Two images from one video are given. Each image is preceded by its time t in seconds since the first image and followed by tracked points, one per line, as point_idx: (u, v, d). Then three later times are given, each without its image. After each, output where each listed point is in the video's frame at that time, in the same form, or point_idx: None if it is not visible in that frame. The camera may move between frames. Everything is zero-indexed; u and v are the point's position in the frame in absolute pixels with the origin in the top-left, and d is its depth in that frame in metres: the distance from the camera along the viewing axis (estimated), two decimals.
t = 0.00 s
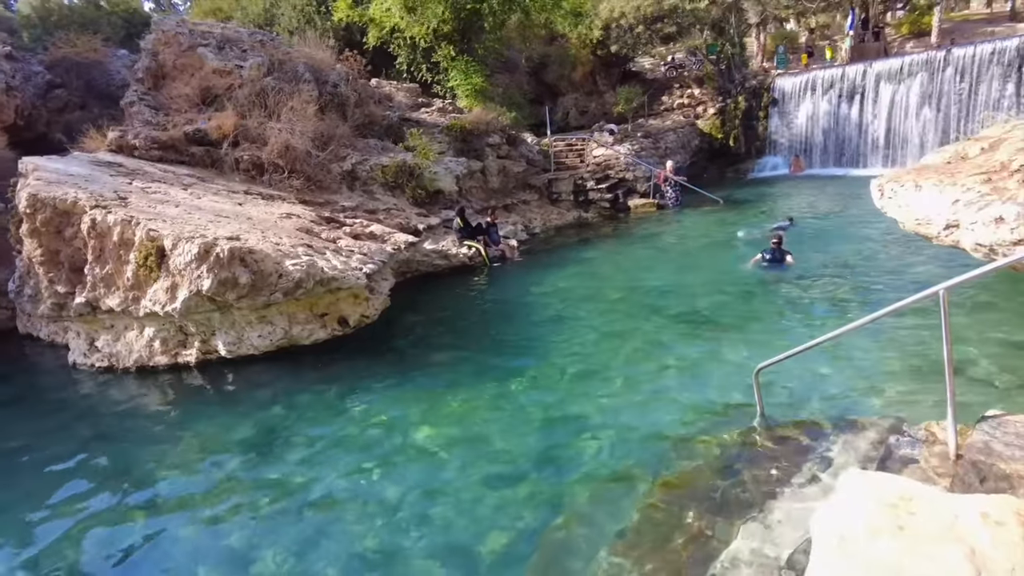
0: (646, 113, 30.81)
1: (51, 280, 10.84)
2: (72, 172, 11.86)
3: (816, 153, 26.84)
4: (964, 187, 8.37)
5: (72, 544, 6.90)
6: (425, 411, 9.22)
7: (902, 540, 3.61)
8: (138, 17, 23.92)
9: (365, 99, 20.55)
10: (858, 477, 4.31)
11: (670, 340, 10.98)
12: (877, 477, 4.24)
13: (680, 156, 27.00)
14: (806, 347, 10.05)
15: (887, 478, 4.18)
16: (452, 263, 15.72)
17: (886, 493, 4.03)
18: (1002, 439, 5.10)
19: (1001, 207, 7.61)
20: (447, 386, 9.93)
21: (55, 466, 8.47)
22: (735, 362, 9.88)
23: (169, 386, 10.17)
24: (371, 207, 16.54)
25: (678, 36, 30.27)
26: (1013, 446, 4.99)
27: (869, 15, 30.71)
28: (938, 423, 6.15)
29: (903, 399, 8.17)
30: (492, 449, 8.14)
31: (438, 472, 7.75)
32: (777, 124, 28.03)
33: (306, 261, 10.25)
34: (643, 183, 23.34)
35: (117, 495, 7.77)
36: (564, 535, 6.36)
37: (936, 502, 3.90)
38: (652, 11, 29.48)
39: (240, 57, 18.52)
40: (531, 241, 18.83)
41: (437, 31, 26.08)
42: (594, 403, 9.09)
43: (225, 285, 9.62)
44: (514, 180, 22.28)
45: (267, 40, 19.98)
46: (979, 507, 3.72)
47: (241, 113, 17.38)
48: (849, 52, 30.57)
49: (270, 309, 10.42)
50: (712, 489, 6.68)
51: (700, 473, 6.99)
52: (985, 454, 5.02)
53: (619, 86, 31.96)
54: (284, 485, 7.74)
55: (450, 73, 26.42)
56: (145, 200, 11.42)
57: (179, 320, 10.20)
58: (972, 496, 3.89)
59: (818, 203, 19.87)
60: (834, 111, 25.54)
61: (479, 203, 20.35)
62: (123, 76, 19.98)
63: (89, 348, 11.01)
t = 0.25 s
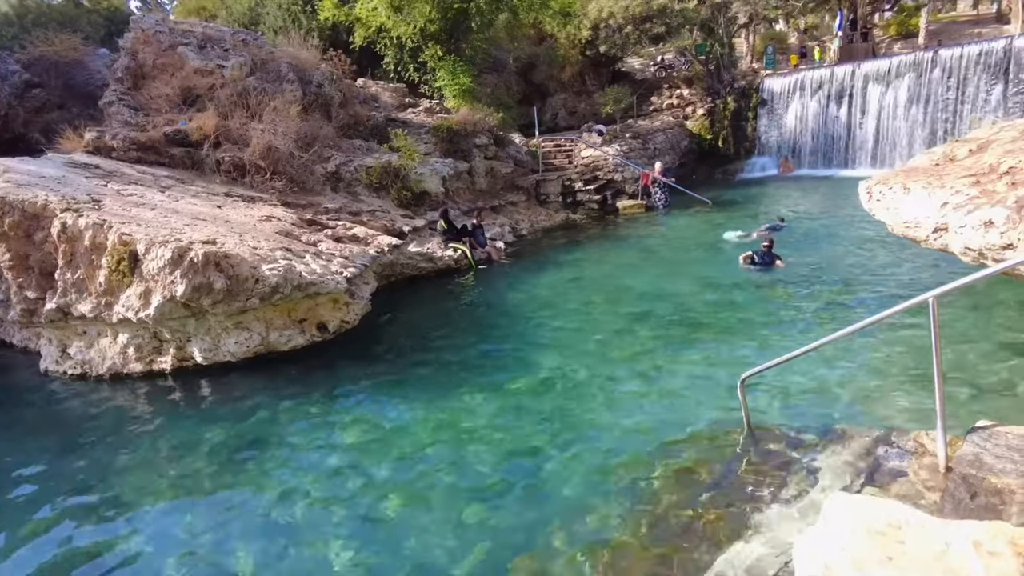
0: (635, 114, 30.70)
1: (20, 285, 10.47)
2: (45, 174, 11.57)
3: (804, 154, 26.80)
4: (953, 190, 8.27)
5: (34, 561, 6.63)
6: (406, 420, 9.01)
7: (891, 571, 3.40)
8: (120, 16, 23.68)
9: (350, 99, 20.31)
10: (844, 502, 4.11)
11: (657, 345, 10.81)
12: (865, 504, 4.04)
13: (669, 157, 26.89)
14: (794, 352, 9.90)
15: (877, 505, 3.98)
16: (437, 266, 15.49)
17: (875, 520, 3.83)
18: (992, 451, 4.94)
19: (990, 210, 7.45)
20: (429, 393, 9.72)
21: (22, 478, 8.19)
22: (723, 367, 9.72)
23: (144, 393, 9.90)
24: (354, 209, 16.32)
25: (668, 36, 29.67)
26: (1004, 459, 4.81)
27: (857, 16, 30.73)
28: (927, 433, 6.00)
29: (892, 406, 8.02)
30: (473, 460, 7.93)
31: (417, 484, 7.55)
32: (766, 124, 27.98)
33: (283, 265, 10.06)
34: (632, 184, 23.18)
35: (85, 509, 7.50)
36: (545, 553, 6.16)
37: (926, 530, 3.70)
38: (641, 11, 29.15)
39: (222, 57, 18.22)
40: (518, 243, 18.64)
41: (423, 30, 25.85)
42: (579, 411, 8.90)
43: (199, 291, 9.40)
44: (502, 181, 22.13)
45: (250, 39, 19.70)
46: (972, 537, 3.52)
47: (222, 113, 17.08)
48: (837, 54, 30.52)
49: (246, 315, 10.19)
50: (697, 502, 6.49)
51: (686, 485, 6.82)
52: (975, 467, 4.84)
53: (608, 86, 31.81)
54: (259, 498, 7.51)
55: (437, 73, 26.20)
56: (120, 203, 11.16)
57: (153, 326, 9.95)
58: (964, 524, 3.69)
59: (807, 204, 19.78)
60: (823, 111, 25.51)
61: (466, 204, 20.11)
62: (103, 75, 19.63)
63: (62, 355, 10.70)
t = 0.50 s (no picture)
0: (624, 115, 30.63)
1: None
2: (18, 177, 11.30)
3: (793, 156, 26.79)
4: (940, 193, 8.19)
5: None
6: (388, 429, 8.82)
7: None
8: (102, 15, 23.38)
9: (335, 100, 20.09)
10: (829, 525, 3.94)
11: (644, 350, 10.67)
12: (849, 525, 3.88)
13: (658, 158, 26.82)
14: (783, 358, 9.77)
15: (860, 527, 3.82)
16: (423, 269, 15.29)
17: (860, 545, 3.67)
18: (981, 463, 4.80)
19: (977, 214, 7.34)
20: (412, 401, 9.53)
21: None
22: (710, 373, 9.59)
23: (119, 402, 9.65)
24: (339, 212, 16.12)
25: (656, 37, 29.56)
26: (993, 472, 4.69)
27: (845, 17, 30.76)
28: (915, 444, 5.88)
29: (881, 413, 7.91)
30: (454, 470, 7.76)
31: (397, 495, 7.36)
32: (755, 126, 27.94)
33: (262, 271, 9.86)
34: (620, 186, 23.07)
35: (55, 522, 7.27)
36: (526, 566, 5.99)
37: (914, 556, 3.54)
38: (630, 12, 29.06)
39: (204, 57, 17.95)
40: (506, 245, 18.47)
41: (411, 31, 25.64)
42: (565, 419, 8.74)
43: (175, 297, 9.18)
44: (490, 184, 21.98)
45: (233, 39, 19.44)
46: (961, 563, 3.38)
47: (204, 114, 16.81)
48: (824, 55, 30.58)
49: (224, 321, 9.97)
50: (682, 513, 6.34)
51: (670, 495, 6.67)
52: (963, 480, 4.72)
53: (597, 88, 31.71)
54: (234, 510, 7.29)
55: (425, 74, 25.98)
56: (95, 207, 10.91)
57: (128, 333, 9.71)
58: (952, 548, 3.55)
59: (795, 206, 19.73)
60: (811, 113, 25.51)
61: (453, 206, 19.82)
62: (84, 75, 19.31)
63: (35, 362, 10.42)
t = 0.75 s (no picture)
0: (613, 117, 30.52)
1: None
2: None
3: (781, 158, 26.74)
4: (927, 198, 8.06)
5: None
6: (367, 440, 8.58)
7: None
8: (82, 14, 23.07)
9: (319, 102, 19.84)
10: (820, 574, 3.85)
11: (630, 357, 10.49)
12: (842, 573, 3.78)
13: (646, 160, 26.69)
14: (770, 364, 9.62)
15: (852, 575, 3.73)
16: (406, 273, 15.07)
17: None
18: (970, 480, 4.64)
19: (964, 220, 7.20)
20: (392, 411, 9.30)
21: None
22: (697, 381, 9.41)
23: (90, 412, 9.36)
24: (321, 215, 15.88)
25: (645, 39, 29.78)
26: (982, 488, 4.52)
27: (832, 19, 30.77)
28: (902, 457, 5.71)
29: (869, 422, 7.76)
30: (433, 484, 7.54)
31: (374, 510, 7.13)
32: (743, 128, 27.87)
33: (237, 277, 9.61)
34: (608, 189, 22.93)
35: (19, 540, 7.00)
36: None
37: None
38: (618, 14, 29.16)
39: (185, 58, 17.64)
40: (492, 249, 18.27)
41: (397, 32, 25.41)
42: (548, 430, 8.54)
43: (146, 305, 8.91)
44: (476, 186, 21.76)
45: (215, 40, 19.14)
46: None
47: (184, 116, 16.51)
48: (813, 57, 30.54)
49: (198, 329, 9.70)
50: (664, 527, 6.15)
51: (653, 510, 6.48)
52: (952, 497, 4.56)
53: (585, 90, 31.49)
54: (204, 526, 7.05)
55: (412, 75, 25.67)
56: (66, 211, 10.61)
57: (99, 341, 9.42)
58: None
59: (784, 209, 19.63)
60: (799, 115, 25.45)
61: (439, 209, 19.66)
62: (62, 76, 18.95)
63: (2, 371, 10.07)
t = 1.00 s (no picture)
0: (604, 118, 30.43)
1: None
2: None
3: (772, 159, 26.68)
4: (917, 201, 7.94)
5: None
6: (349, 449, 8.40)
7: None
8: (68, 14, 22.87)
9: (307, 103, 19.63)
10: None
11: (619, 362, 10.34)
12: None
13: (638, 161, 26.59)
14: (760, 370, 9.49)
15: None
16: (394, 276, 14.89)
17: None
18: (961, 493, 4.51)
19: (954, 223, 7.08)
20: (376, 419, 9.12)
21: None
22: (685, 387, 9.27)
23: (67, 420, 9.14)
24: (308, 217, 15.69)
25: (636, 39, 29.63)
26: (974, 502, 4.39)
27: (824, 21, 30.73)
28: (892, 469, 5.58)
29: (860, 430, 7.63)
30: (416, 494, 7.37)
31: (354, 522, 6.95)
32: (735, 129, 27.79)
33: (217, 282, 9.42)
34: (599, 191, 22.80)
35: None
36: None
37: None
38: (609, 15, 28.97)
39: (170, 58, 17.41)
40: (482, 251, 18.11)
41: (386, 32, 25.25)
42: (534, 438, 8.37)
43: (124, 310, 8.73)
44: (466, 187, 21.58)
45: (201, 40, 18.91)
46: None
47: (169, 117, 16.28)
48: (804, 58, 30.45)
49: (177, 335, 9.50)
50: (649, 539, 5.99)
51: (639, 521, 6.32)
52: (942, 512, 4.42)
53: (577, 90, 31.36)
54: (180, 537, 6.84)
55: (401, 75, 25.49)
56: (43, 215, 10.40)
57: (76, 348, 9.20)
58: None
59: (775, 211, 19.55)
60: (791, 116, 25.39)
61: (429, 211, 19.49)
62: (45, 75, 18.68)
63: None
